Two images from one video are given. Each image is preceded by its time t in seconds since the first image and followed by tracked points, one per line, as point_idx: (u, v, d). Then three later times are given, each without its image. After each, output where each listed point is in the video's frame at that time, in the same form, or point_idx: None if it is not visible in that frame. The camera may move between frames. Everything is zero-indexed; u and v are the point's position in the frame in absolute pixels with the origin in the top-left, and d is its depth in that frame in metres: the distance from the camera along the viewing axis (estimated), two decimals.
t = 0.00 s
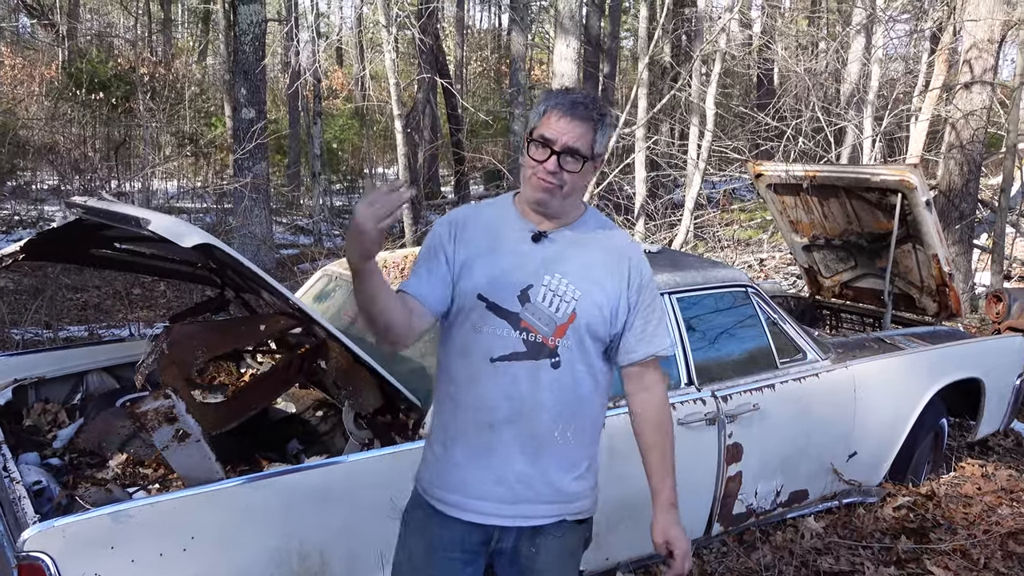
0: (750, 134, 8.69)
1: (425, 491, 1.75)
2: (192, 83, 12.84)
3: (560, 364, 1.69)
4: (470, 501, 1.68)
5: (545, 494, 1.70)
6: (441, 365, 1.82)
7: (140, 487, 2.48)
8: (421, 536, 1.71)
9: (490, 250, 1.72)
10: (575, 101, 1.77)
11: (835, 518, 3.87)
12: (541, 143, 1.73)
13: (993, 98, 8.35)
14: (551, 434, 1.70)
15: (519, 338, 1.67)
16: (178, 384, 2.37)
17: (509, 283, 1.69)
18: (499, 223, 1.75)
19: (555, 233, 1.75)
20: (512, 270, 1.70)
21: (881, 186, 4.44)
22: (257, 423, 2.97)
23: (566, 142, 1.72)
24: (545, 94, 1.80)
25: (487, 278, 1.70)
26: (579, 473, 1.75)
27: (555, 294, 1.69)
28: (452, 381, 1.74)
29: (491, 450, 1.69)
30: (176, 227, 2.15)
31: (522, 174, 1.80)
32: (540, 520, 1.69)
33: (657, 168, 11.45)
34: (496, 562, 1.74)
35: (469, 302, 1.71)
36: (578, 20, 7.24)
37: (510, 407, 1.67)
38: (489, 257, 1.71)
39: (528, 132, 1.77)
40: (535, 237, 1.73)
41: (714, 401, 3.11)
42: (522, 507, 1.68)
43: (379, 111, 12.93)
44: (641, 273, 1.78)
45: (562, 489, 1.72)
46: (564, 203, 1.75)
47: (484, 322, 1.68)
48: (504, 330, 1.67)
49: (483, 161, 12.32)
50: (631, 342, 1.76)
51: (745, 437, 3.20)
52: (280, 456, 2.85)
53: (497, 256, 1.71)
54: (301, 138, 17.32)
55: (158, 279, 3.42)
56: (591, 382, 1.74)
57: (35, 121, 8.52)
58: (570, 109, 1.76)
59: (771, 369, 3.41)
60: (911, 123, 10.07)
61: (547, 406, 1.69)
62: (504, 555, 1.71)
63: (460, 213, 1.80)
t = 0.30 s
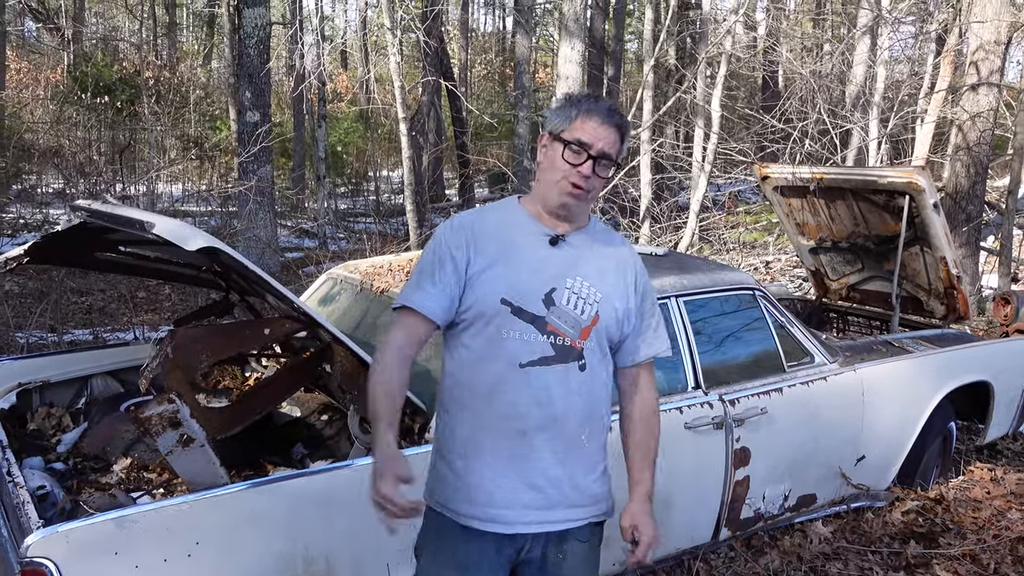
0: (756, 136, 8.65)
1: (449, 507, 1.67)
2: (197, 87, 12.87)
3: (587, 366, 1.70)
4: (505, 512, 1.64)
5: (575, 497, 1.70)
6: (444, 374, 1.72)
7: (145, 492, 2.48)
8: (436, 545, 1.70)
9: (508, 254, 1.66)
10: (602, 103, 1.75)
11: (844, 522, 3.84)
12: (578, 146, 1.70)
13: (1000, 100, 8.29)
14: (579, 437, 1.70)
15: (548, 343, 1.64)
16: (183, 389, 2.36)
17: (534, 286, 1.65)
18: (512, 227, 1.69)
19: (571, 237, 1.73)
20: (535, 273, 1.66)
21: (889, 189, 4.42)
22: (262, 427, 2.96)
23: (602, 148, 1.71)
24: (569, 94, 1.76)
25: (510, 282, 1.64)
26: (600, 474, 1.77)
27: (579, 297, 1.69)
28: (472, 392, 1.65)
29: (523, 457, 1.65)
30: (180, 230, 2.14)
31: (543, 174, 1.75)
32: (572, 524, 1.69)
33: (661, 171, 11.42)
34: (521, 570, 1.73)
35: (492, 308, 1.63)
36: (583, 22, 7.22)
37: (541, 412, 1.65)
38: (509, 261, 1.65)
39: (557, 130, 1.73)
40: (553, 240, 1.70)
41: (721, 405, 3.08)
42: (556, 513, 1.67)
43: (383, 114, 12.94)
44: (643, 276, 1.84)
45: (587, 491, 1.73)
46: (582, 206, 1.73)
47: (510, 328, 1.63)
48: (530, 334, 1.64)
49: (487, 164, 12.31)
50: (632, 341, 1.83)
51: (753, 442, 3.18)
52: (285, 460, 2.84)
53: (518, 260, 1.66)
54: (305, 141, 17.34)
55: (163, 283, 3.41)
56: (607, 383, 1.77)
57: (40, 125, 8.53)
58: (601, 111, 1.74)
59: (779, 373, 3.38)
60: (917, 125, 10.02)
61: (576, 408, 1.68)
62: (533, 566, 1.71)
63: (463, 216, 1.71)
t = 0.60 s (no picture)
0: (760, 138, 8.62)
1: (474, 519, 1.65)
2: (201, 89, 12.88)
3: (599, 361, 1.70)
4: (534, 517, 1.64)
5: (599, 493, 1.71)
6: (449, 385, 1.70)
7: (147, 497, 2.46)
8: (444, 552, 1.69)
9: (509, 258, 1.64)
10: (584, 102, 1.70)
11: (851, 526, 3.81)
12: (567, 153, 1.65)
13: (1006, 101, 8.25)
14: (596, 433, 1.70)
15: (558, 343, 1.63)
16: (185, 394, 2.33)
17: (539, 288, 1.63)
18: (509, 229, 1.66)
19: (569, 235, 1.71)
20: (540, 274, 1.64)
21: (895, 191, 4.39)
22: (267, 431, 2.95)
23: (590, 147, 1.66)
24: (549, 99, 1.71)
25: (515, 285, 1.63)
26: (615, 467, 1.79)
27: (584, 293, 1.68)
28: (487, 399, 1.63)
29: (546, 459, 1.65)
30: (183, 234, 2.13)
31: (534, 183, 1.70)
32: (598, 520, 1.71)
33: (666, 172, 11.39)
34: None
35: (500, 313, 1.61)
36: (587, 24, 7.21)
37: (558, 413, 1.64)
38: (511, 263, 1.63)
39: (542, 140, 1.68)
40: (552, 239, 1.68)
41: (727, 407, 3.06)
42: (583, 512, 1.68)
43: (385, 116, 12.94)
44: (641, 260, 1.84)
45: (607, 484, 1.73)
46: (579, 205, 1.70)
47: (521, 330, 1.61)
48: (540, 335, 1.62)
49: (491, 166, 12.29)
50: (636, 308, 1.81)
51: (760, 445, 3.15)
52: (289, 464, 2.83)
53: (520, 263, 1.64)
54: (309, 144, 17.34)
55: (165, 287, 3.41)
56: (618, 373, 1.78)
57: (44, 128, 8.54)
58: (585, 111, 1.69)
59: (786, 376, 3.36)
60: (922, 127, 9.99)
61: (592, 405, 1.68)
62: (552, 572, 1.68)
63: (458, 223, 1.68)
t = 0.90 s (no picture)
0: (763, 138, 8.58)
1: (455, 514, 1.71)
2: (203, 91, 12.90)
3: (580, 362, 1.64)
4: (507, 517, 1.63)
5: (584, 500, 1.64)
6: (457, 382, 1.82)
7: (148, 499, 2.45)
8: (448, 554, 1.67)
9: (491, 260, 1.71)
10: (545, 95, 1.74)
11: (855, 529, 3.78)
12: (528, 148, 1.71)
13: (1009, 101, 8.21)
14: (579, 436, 1.65)
15: (532, 342, 1.64)
16: (187, 395, 2.30)
17: (515, 288, 1.66)
18: (498, 232, 1.74)
19: (555, 234, 1.71)
20: (519, 275, 1.67)
21: (899, 192, 4.37)
22: (268, 433, 2.94)
23: (551, 138, 1.70)
24: (512, 100, 1.78)
25: (492, 287, 1.68)
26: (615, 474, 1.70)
27: (563, 292, 1.65)
28: (467, 397, 1.71)
29: (518, 459, 1.65)
30: (183, 234, 2.12)
31: (513, 184, 1.77)
32: (581, 528, 1.63)
33: (668, 173, 11.37)
34: None
35: (478, 313, 1.69)
36: (590, 25, 7.19)
37: (531, 412, 1.63)
38: (491, 266, 1.70)
39: (508, 140, 1.75)
40: (535, 239, 1.71)
41: (731, 410, 3.04)
42: (561, 516, 1.62)
43: (386, 118, 12.93)
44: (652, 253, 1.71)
45: (597, 491, 1.66)
46: (557, 200, 1.72)
47: (496, 330, 1.66)
48: (514, 335, 1.65)
49: (493, 167, 12.27)
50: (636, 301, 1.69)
51: (764, 447, 3.13)
52: (290, 467, 2.82)
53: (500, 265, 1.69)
54: (311, 145, 17.36)
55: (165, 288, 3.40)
56: (616, 374, 1.69)
57: (46, 129, 8.56)
58: (544, 104, 1.73)
59: (789, 377, 3.34)
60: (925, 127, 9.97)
61: (570, 406, 1.63)
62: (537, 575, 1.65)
63: (457, 231, 1.80)
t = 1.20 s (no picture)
0: (764, 138, 8.56)
1: (444, 510, 1.74)
2: (204, 91, 12.90)
3: (564, 366, 1.60)
4: (486, 518, 1.65)
5: (565, 506, 1.61)
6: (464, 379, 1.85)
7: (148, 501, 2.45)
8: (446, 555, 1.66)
9: (487, 261, 1.72)
10: (550, 92, 1.75)
11: (857, 530, 3.77)
12: (531, 143, 1.72)
13: (1011, 101, 8.19)
14: (561, 441, 1.62)
15: (517, 343, 1.63)
16: (187, 396, 2.29)
17: (505, 289, 1.67)
18: (497, 232, 1.76)
19: (551, 234, 1.71)
20: (510, 275, 1.68)
21: (901, 192, 4.36)
22: (268, 434, 2.94)
23: (554, 133, 1.71)
24: (515, 95, 1.79)
25: (484, 287, 1.70)
26: (603, 481, 1.64)
27: (550, 293, 1.63)
28: (460, 395, 1.75)
29: (500, 462, 1.65)
30: (182, 234, 2.11)
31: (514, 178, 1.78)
32: (559, 535, 1.60)
33: (669, 174, 11.35)
34: None
35: (470, 313, 1.71)
36: (590, 25, 7.18)
37: (513, 415, 1.63)
38: (483, 266, 1.72)
39: (511, 135, 1.77)
40: (530, 238, 1.71)
41: (733, 410, 3.02)
42: (539, 521, 1.61)
43: (386, 118, 12.92)
44: (648, 253, 1.64)
45: (580, 498, 1.62)
46: (557, 196, 1.73)
47: (485, 330, 1.68)
48: (502, 335, 1.65)
49: (494, 167, 12.26)
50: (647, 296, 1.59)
51: (766, 448, 3.11)
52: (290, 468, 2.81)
53: (492, 265, 1.71)
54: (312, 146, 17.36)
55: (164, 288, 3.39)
56: (606, 380, 1.62)
57: (46, 130, 8.56)
58: (550, 100, 1.73)
59: (791, 377, 3.33)
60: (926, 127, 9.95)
61: (551, 410, 1.61)
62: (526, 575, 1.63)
63: (461, 231, 1.83)
